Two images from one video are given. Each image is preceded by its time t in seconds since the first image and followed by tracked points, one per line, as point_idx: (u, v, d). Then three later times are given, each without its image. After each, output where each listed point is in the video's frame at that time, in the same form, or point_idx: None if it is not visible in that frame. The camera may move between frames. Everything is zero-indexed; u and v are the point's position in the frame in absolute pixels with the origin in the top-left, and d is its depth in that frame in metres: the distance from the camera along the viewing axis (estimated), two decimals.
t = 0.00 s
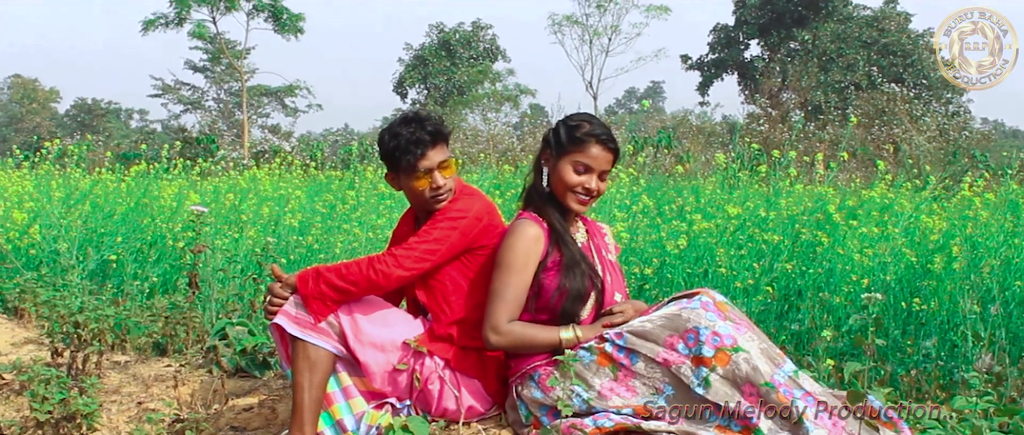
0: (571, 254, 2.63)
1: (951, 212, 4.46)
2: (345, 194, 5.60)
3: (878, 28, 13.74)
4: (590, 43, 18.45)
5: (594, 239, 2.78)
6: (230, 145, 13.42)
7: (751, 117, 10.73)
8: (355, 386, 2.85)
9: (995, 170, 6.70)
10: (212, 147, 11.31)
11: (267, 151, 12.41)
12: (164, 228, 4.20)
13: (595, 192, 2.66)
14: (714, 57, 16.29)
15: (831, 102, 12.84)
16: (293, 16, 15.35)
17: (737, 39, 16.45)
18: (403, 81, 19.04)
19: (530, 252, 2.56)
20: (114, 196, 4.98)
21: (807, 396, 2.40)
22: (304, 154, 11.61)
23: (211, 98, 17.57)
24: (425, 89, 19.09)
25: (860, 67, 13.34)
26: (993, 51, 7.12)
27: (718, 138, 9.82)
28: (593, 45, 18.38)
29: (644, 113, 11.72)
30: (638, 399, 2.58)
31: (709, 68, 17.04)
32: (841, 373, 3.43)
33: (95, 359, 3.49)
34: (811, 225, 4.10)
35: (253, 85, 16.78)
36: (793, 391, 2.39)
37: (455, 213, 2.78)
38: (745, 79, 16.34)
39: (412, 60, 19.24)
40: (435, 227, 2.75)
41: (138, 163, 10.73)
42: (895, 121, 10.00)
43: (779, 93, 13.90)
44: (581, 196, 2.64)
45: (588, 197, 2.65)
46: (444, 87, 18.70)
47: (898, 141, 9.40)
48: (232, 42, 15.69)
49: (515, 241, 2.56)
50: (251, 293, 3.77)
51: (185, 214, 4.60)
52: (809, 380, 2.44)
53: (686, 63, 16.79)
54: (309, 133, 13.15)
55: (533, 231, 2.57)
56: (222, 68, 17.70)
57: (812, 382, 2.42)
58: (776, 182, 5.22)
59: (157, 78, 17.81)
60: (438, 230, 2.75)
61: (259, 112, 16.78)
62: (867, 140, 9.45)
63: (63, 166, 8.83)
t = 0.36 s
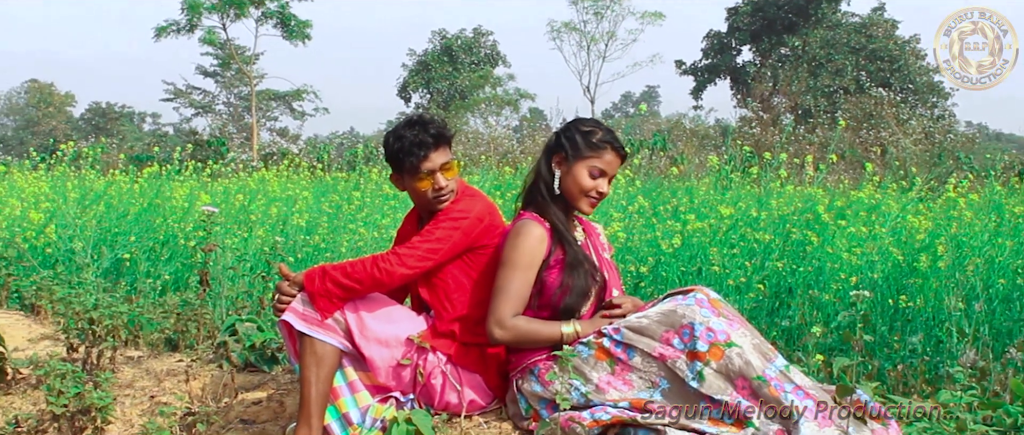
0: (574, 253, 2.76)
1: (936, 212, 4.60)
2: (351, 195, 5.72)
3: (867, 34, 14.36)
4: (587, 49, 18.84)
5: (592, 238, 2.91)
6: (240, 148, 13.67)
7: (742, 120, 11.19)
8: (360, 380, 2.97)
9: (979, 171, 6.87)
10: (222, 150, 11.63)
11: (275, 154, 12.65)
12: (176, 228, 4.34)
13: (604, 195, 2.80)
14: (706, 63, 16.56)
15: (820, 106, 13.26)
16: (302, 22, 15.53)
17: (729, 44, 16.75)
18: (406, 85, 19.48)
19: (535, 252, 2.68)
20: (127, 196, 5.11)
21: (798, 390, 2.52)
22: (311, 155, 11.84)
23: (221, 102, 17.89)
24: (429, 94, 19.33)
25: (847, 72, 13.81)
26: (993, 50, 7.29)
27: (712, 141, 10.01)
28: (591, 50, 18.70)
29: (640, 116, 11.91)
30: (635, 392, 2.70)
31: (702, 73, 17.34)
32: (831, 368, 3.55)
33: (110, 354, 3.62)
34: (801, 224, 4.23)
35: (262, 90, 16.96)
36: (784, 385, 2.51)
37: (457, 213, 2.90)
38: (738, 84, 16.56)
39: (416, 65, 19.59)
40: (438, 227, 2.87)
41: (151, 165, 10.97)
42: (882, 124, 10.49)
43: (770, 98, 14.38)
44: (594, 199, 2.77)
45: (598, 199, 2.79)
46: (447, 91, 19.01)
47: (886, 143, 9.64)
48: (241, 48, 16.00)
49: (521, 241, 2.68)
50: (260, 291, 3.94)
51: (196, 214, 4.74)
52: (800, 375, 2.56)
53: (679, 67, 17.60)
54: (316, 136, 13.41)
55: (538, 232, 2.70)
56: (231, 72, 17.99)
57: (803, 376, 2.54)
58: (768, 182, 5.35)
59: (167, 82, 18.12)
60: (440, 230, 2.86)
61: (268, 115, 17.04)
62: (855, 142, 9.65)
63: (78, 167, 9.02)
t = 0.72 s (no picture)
0: (574, 253, 2.89)
1: (922, 212, 4.74)
2: (357, 196, 5.87)
3: (853, 41, 15.16)
4: (586, 54, 19.19)
5: (590, 238, 3.04)
6: (250, 151, 13.96)
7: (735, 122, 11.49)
8: (365, 375, 3.11)
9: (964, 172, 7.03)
10: (232, 152, 11.90)
11: (284, 157, 12.90)
12: (188, 228, 4.48)
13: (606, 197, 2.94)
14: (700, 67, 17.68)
15: (811, 109, 13.94)
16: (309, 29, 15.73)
17: (722, 51, 17.76)
18: (411, 89, 20.05)
19: (537, 252, 2.81)
20: (141, 197, 5.26)
21: (787, 384, 2.69)
22: (319, 158, 12.09)
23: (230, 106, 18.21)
24: (431, 98, 20.15)
25: (836, 77, 14.58)
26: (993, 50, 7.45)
27: (705, 144, 10.19)
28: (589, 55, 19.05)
29: (636, 120, 12.11)
30: (631, 386, 2.88)
31: (697, 77, 18.17)
32: (820, 362, 3.67)
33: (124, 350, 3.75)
34: (791, 224, 4.37)
35: (271, 94, 17.19)
36: (774, 379, 2.68)
37: (460, 213, 3.03)
38: (731, 89, 17.65)
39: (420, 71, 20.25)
40: (442, 227, 3.00)
41: (163, 167, 11.22)
42: (868, 127, 10.84)
43: (761, 102, 15.28)
44: (598, 200, 2.90)
45: (600, 201, 2.93)
46: (449, 96, 19.70)
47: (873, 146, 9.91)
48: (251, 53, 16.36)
49: (523, 241, 2.81)
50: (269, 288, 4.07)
51: (207, 214, 4.89)
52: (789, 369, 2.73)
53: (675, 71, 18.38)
54: (324, 139, 13.68)
55: (540, 232, 2.83)
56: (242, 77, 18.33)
57: (791, 370, 2.71)
58: (759, 183, 5.50)
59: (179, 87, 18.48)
60: (443, 229, 2.99)
61: (278, 119, 17.35)
62: (843, 146, 9.87)
63: (93, 169, 9.23)
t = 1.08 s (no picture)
0: (570, 251, 3.02)
1: (907, 213, 4.90)
2: (362, 197, 6.03)
3: (841, 47, 15.69)
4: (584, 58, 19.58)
5: (587, 237, 3.18)
6: (259, 154, 14.30)
7: (726, 126, 11.69)
8: (370, 369, 3.24)
9: (947, 173, 7.20)
10: (243, 155, 12.23)
11: (291, 158, 13.26)
12: (199, 227, 4.65)
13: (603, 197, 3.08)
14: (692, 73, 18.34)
15: (798, 114, 14.59)
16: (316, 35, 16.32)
17: (714, 57, 18.42)
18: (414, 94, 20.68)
19: (533, 251, 2.95)
20: (154, 198, 5.42)
21: (775, 379, 2.85)
22: (326, 160, 12.37)
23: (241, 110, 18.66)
24: (434, 103, 20.49)
25: (824, 82, 15.19)
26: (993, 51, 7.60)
27: (697, 146, 10.42)
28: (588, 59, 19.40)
29: (632, 123, 12.35)
30: (626, 381, 3.08)
31: (690, 83, 18.90)
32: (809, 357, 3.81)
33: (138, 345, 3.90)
34: (781, 224, 4.53)
35: (279, 98, 17.86)
36: (763, 375, 2.84)
37: (461, 214, 3.17)
38: (723, 94, 18.38)
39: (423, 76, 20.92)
40: (443, 226, 3.13)
41: (176, 169, 11.54)
42: (856, 131, 10.94)
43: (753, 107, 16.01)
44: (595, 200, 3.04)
45: (597, 201, 3.07)
46: (451, 100, 20.37)
47: (860, 148, 10.27)
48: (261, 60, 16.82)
49: (520, 240, 2.95)
50: (278, 285, 4.23)
51: (218, 214, 5.06)
52: (778, 365, 2.88)
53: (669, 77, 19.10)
54: (330, 143, 14.01)
55: (536, 232, 2.97)
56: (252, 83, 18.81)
57: (780, 367, 2.86)
58: (751, 184, 5.66)
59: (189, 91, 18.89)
60: (445, 229, 3.12)
61: (285, 122, 17.72)
62: (831, 148, 10.13)
63: (107, 170, 9.46)
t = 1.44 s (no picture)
0: (566, 250, 3.17)
1: (893, 213, 5.06)
2: (368, 197, 6.21)
3: (830, 53, 16.31)
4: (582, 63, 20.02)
5: (583, 236, 3.33)
6: (268, 156, 14.66)
7: (719, 130, 11.99)
8: (376, 364, 3.40)
9: (931, 174, 7.37)
10: (254, 158, 12.59)
11: (300, 160, 13.65)
12: (211, 227, 4.85)
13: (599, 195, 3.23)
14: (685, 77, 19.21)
15: (787, 118, 15.14)
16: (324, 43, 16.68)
17: (707, 63, 19.20)
18: (419, 99, 21.44)
19: (530, 250, 3.10)
20: (167, 198, 5.60)
21: (764, 374, 3.04)
22: (333, 162, 12.67)
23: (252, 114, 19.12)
24: (437, 106, 21.61)
25: (812, 87, 15.77)
26: (994, 51, 7.75)
27: (689, 149, 10.66)
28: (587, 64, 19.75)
29: (628, 127, 12.63)
30: (621, 376, 3.24)
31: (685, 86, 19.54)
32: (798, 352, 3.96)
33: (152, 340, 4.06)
34: (771, 224, 4.70)
35: (288, 103, 18.51)
36: (753, 370, 3.03)
37: (461, 213, 3.31)
38: (715, 98, 19.17)
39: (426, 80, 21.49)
40: (444, 225, 3.28)
41: (189, 171, 11.89)
42: (843, 134, 11.60)
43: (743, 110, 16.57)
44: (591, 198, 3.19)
45: (593, 198, 3.22)
46: (453, 105, 21.22)
47: (847, 152, 10.61)
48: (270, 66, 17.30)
49: (517, 240, 3.10)
50: (286, 282, 4.41)
51: (229, 214, 5.24)
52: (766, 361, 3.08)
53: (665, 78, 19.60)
54: (338, 146, 14.37)
55: (533, 232, 3.12)
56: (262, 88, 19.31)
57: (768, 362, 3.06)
58: (743, 185, 5.83)
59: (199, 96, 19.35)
60: (445, 228, 3.27)
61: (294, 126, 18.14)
62: (820, 151, 10.40)
63: (123, 172, 9.73)
